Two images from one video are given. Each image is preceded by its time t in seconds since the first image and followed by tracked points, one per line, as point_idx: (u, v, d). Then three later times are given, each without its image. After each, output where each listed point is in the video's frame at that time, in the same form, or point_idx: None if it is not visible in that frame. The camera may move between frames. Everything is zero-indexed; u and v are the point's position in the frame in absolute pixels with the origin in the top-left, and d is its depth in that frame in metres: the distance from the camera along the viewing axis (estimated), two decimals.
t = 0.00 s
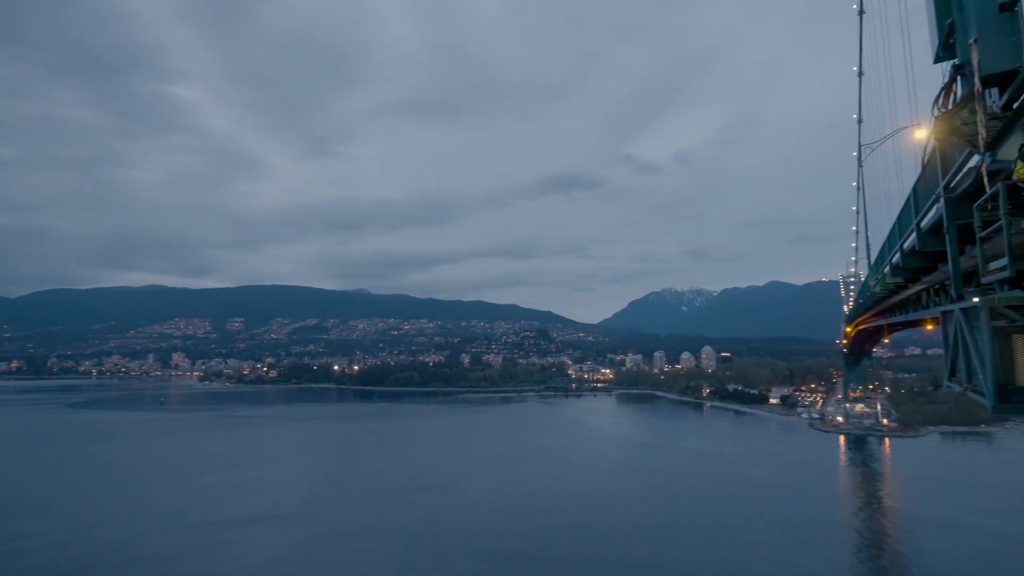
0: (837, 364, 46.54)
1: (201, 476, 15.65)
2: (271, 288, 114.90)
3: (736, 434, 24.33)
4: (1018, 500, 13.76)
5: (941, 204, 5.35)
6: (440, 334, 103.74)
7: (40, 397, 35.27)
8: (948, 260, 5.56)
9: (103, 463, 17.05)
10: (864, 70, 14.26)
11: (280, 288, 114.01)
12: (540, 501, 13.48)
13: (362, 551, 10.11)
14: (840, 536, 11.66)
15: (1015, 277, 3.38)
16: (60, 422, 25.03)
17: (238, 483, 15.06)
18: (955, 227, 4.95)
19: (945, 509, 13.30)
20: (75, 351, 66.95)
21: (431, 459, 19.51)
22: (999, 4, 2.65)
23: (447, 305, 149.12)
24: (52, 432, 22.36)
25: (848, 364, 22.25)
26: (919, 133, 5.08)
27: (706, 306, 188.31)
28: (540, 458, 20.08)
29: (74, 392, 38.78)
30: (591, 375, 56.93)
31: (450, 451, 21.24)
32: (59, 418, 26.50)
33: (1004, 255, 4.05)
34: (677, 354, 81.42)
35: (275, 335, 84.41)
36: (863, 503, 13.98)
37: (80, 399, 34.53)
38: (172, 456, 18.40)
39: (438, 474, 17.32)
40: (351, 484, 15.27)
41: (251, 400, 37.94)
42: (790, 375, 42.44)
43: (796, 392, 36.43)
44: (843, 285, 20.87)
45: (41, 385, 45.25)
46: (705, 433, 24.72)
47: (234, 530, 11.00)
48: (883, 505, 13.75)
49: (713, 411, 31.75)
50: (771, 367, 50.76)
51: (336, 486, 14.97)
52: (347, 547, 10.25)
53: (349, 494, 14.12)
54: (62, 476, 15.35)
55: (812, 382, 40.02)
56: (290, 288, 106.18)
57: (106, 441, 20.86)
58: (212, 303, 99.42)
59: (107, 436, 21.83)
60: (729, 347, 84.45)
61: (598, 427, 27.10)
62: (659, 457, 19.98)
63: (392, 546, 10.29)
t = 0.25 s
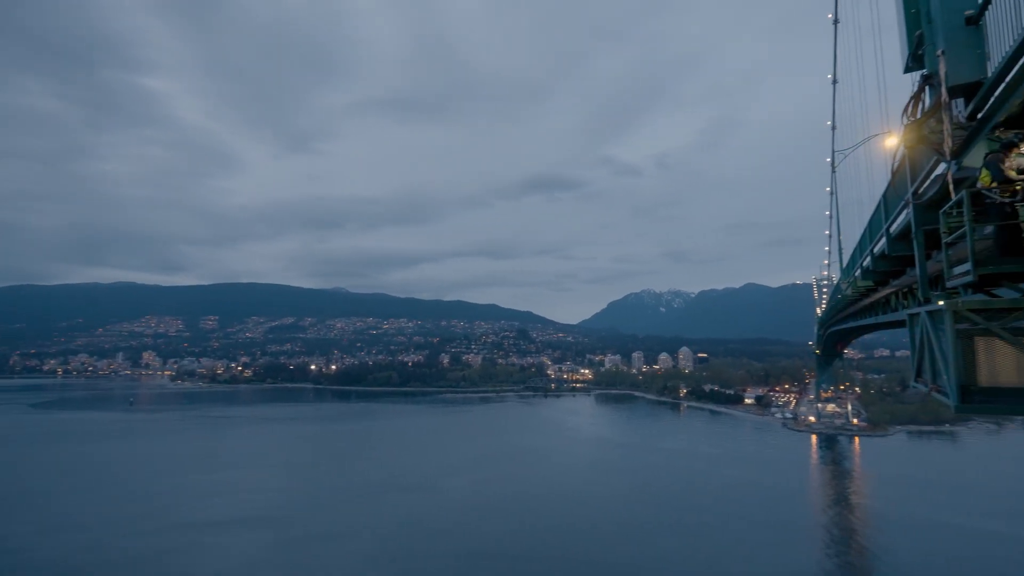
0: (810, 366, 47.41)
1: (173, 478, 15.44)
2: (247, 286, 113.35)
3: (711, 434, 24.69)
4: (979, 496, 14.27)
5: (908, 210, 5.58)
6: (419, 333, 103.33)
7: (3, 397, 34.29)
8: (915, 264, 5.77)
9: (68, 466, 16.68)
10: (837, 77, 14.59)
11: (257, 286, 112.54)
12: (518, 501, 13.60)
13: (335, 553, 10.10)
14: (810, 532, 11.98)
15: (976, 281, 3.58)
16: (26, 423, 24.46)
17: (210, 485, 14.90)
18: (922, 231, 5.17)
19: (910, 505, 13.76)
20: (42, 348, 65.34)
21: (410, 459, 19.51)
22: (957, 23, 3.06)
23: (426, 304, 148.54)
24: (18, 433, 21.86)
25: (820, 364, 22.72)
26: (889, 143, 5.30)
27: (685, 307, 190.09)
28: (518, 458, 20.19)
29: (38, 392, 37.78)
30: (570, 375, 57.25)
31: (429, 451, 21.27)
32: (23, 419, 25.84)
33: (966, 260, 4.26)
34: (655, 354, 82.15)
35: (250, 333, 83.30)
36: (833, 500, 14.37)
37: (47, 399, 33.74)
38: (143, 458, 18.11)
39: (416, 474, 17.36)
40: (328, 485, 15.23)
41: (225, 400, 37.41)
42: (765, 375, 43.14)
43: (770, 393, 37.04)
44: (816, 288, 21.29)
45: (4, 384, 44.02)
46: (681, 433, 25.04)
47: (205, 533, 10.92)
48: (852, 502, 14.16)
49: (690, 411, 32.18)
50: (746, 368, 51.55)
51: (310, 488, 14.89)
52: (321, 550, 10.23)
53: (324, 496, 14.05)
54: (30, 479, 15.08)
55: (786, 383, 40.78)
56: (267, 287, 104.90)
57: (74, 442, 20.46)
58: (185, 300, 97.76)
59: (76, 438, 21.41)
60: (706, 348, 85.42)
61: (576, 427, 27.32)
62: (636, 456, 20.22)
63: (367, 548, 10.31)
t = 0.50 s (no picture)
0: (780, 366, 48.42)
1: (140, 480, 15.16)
2: (217, 284, 111.33)
3: (684, 432, 25.07)
4: (939, 491, 14.79)
5: (873, 213, 5.78)
6: (393, 332, 102.75)
7: None
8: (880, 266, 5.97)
9: (30, 469, 16.26)
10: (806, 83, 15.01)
11: (228, 284, 110.64)
12: (494, 500, 13.69)
13: (310, 554, 10.09)
14: (778, 527, 12.32)
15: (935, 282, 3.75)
16: None
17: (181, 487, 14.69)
18: (887, 235, 5.36)
19: (874, 501, 14.19)
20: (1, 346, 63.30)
21: (384, 459, 19.48)
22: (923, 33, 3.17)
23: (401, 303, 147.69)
24: None
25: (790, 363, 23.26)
26: (857, 147, 5.48)
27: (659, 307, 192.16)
28: (493, 457, 20.27)
29: None
30: (546, 375, 57.51)
31: (403, 451, 21.24)
32: None
33: (928, 262, 4.43)
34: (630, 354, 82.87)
35: (220, 332, 81.85)
36: (800, 496, 14.76)
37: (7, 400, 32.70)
38: (108, 460, 17.73)
39: (391, 474, 17.33)
40: (301, 486, 15.13)
41: (193, 400, 36.76)
42: (737, 375, 43.93)
43: (741, 392, 37.74)
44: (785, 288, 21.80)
45: None
46: (654, 431, 25.37)
47: (175, 535, 10.79)
48: (818, 497, 14.56)
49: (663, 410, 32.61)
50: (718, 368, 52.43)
51: (282, 489, 14.78)
52: (295, 551, 10.20)
53: (298, 498, 13.96)
54: None
55: (757, 382, 41.57)
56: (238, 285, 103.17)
57: (36, 443, 19.94)
58: (153, 298, 95.65)
59: (38, 438, 20.85)
60: (680, 348, 86.48)
61: (551, 426, 27.49)
62: (610, 455, 20.45)
63: (341, 549, 10.31)
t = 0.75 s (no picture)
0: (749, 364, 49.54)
1: (107, 500, 14.91)
2: (185, 281, 109.20)
3: (655, 428, 25.62)
4: (899, 484, 15.38)
5: (838, 217, 6.02)
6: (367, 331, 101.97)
7: None
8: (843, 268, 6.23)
9: None
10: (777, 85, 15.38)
11: (196, 282, 108.59)
12: (470, 517, 13.78)
13: None
14: (747, 529, 12.68)
15: (894, 284, 3.98)
16: None
17: (151, 507, 14.48)
18: (850, 237, 5.60)
19: (838, 495, 14.71)
20: None
21: (358, 460, 19.44)
22: (885, 40, 4.18)
23: (375, 301, 146.65)
24: None
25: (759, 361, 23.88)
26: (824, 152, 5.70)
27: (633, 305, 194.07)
28: (467, 456, 20.39)
29: None
30: (521, 373, 57.91)
31: (377, 451, 21.22)
32: None
33: (887, 264, 4.67)
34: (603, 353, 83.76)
35: (188, 331, 80.38)
36: (768, 492, 15.20)
37: None
38: (73, 466, 17.37)
39: (366, 476, 17.40)
40: (276, 500, 15.08)
41: (161, 401, 36.08)
42: (708, 373, 44.85)
43: (712, 389, 38.55)
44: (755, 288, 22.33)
45: None
46: (627, 428, 25.87)
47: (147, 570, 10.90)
48: (785, 492, 15.03)
49: (636, 407, 33.10)
50: (690, 365, 53.44)
51: (255, 505, 14.68)
52: None
53: (272, 515, 13.88)
54: None
55: (727, 379, 42.53)
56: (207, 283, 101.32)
57: None
58: (118, 296, 93.44)
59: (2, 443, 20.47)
60: (653, 347, 87.69)
61: (525, 425, 27.71)
62: (583, 452, 20.73)
63: None
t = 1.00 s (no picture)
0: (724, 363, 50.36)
1: (77, 503, 14.63)
2: (157, 279, 107.16)
3: (632, 427, 25.96)
4: (868, 480, 15.81)
5: (810, 219, 6.19)
6: (344, 330, 101.08)
7: None
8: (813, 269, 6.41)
9: None
10: (752, 90, 15.75)
11: (168, 279, 106.64)
12: (449, 517, 13.82)
13: None
14: (721, 526, 12.92)
15: (862, 285, 4.12)
16: None
17: (122, 509, 14.23)
18: (821, 240, 5.77)
19: (809, 491, 15.06)
20: None
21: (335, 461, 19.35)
22: (856, 49, 4.33)
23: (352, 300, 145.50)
24: None
25: (733, 361, 24.36)
26: (796, 156, 5.85)
27: (611, 305, 195.43)
28: (445, 456, 20.42)
29: None
30: (499, 372, 58.08)
31: (354, 452, 21.13)
32: None
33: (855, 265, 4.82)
34: (581, 353, 84.30)
35: (160, 330, 78.92)
36: (742, 488, 15.49)
37: None
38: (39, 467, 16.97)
39: (344, 476, 17.41)
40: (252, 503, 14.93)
41: (131, 401, 35.41)
42: (683, 372, 45.49)
43: (688, 388, 39.14)
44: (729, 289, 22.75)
45: None
46: (604, 427, 26.16)
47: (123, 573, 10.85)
48: (758, 488, 15.34)
49: (613, 406, 33.43)
50: (666, 365, 54.13)
51: (231, 507, 14.53)
52: None
53: (248, 518, 13.76)
54: None
55: (702, 379, 43.18)
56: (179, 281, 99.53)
57: None
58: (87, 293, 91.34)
59: None
60: (630, 346, 88.49)
61: (503, 424, 27.80)
62: (561, 451, 20.89)
63: None
